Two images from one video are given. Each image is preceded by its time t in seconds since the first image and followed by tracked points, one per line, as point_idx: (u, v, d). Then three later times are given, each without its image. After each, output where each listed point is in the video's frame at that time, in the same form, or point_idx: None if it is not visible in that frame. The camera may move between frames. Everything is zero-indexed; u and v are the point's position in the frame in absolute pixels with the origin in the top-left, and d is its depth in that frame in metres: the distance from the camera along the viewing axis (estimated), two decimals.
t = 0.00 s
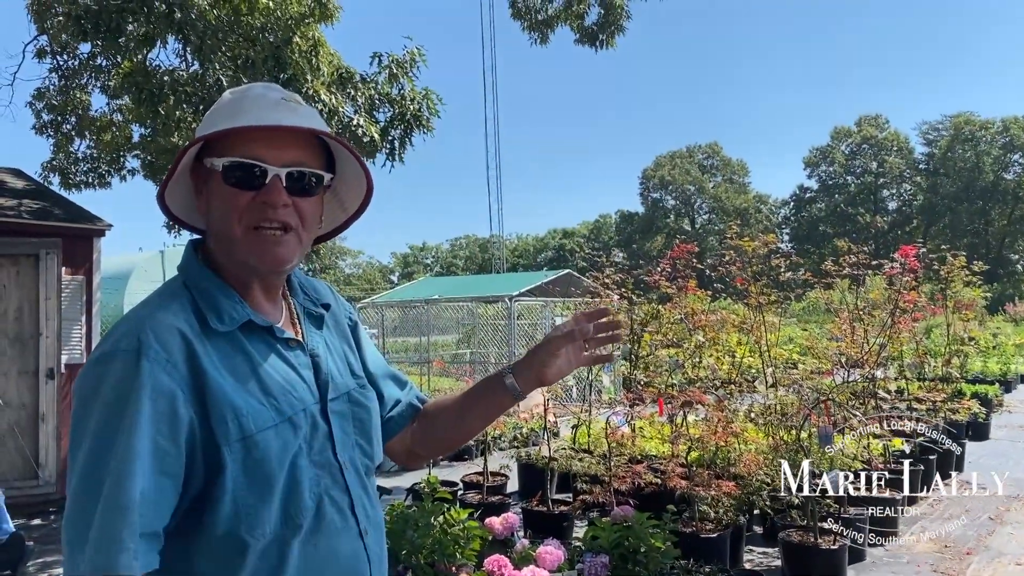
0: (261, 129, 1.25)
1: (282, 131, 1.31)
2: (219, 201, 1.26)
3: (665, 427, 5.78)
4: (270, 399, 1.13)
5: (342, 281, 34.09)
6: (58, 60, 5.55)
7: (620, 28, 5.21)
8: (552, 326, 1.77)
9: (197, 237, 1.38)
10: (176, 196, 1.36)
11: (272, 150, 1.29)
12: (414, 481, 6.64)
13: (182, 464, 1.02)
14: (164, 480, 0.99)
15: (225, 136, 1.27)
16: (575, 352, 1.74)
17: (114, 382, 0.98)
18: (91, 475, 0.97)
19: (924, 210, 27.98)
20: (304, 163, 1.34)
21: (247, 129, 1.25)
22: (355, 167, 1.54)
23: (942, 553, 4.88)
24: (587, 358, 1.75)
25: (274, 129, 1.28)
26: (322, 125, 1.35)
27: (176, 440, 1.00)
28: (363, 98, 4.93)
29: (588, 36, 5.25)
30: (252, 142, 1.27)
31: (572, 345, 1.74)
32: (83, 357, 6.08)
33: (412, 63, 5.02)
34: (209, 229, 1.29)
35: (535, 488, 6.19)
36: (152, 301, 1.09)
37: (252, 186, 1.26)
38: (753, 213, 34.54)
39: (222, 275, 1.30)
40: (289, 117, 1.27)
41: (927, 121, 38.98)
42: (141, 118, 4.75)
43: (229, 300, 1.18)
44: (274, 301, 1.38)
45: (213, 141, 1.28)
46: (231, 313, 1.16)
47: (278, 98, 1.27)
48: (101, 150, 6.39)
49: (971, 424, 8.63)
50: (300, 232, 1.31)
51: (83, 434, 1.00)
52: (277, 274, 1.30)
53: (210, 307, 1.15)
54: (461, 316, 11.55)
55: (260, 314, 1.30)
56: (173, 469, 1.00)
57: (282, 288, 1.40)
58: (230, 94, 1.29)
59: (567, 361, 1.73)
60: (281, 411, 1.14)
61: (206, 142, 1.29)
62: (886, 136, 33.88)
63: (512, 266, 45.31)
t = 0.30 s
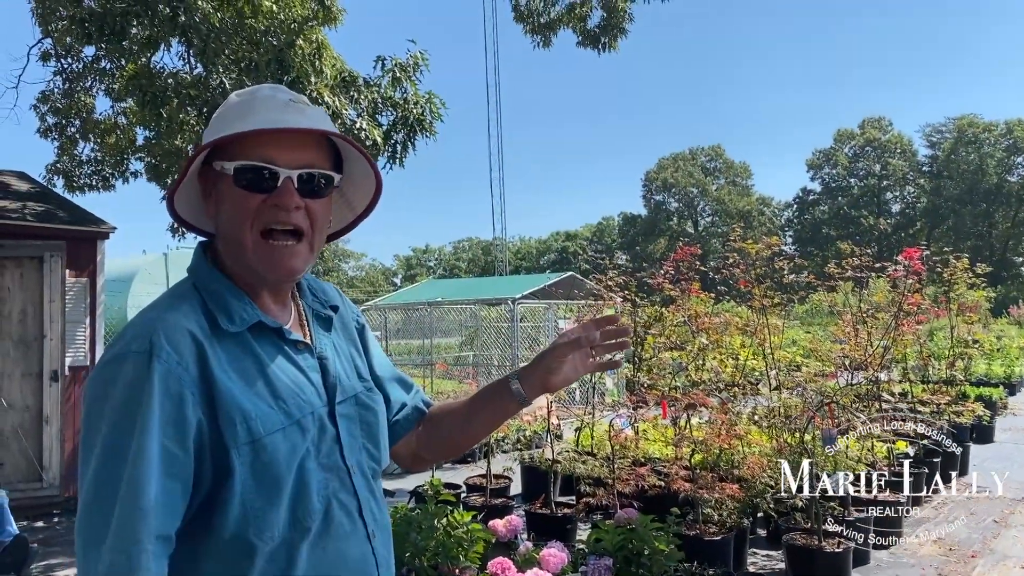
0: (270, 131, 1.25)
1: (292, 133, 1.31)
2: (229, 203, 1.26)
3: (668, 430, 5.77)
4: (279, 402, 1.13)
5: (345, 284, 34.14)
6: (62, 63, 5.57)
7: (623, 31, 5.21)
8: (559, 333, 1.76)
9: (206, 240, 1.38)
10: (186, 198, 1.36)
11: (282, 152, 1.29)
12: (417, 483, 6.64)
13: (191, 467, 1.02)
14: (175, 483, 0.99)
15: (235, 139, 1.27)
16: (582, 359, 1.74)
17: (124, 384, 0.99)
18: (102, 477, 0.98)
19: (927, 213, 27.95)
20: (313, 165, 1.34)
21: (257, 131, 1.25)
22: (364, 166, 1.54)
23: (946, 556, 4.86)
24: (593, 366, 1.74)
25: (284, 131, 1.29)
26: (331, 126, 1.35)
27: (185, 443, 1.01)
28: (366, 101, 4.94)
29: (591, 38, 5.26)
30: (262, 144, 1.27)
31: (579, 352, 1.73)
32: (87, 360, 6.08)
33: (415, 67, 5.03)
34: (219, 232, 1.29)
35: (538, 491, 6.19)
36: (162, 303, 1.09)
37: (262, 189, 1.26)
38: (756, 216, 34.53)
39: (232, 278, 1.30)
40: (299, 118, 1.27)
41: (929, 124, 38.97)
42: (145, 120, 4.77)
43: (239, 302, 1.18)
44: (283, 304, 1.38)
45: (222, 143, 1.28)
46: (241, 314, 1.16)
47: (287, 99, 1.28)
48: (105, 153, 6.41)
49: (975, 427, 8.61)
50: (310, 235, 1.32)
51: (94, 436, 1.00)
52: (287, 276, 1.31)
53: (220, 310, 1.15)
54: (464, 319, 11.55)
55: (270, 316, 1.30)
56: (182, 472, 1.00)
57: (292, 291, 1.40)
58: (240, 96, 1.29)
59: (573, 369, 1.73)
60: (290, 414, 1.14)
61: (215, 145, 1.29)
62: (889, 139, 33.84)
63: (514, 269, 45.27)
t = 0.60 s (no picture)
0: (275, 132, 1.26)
1: (297, 134, 1.31)
2: (235, 204, 1.27)
3: (671, 432, 5.77)
4: (284, 405, 1.13)
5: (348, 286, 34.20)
6: (66, 65, 5.58)
7: (625, 33, 5.22)
8: (568, 332, 1.76)
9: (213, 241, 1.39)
10: (193, 199, 1.37)
11: (287, 153, 1.29)
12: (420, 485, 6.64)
13: (193, 470, 1.02)
14: (175, 485, 1.00)
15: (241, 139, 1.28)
16: (591, 359, 1.73)
17: (127, 386, 0.99)
18: (102, 479, 0.98)
19: (930, 214, 27.92)
20: (319, 166, 1.34)
21: (264, 131, 1.26)
22: (371, 168, 1.55)
23: (950, 558, 4.84)
24: (602, 366, 1.74)
25: (290, 132, 1.29)
26: (338, 127, 1.36)
27: (187, 446, 1.01)
28: (369, 103, 4.95)
29: (593, 40, 5.26)
30: (268, 145, 1.27)
31: (588, 352, 1.73)
32: (90, 361, 6.09)
33: (418, 69, 5.04)
34: (226, 234, 1.30)
35: (541, 493, 6.18)
36: (167, 305, 1.09)
37: (268, 190, 1.26)
38: (759, 217, 34.51)
39: (239, 279, 1.31)
40: (304, 119, 1.28)
41: (932, 126, 38.91)
42: (149, 122, 4.77)
43: (244, 304, 1.18)
44: (290, 304, 1.38)
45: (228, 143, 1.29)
46: (246, 317, 1.16)
47: (293, 100, 1.28)
48: (109, 155, 6.43)
49: (978, 429, 8.59)
50: (317, 236, 1.32)
51: (97, 437, 1.00)
52: (294, 277, 1.31)
53: (225, 311, 1.15)
54: (467, 321, 11.54)
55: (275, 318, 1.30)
56: (184, 475, 1.01)
57: (299, 292, 1.40)
58: (246, 96, 1.30)
59: (583, 369, 1.72)
60: (294, 417, 1.14)
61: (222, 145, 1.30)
62: (892, 141, 33.79)
63: (517, 271, 45.23)
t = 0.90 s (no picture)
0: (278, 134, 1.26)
1: (300, 135, 1.31)
2: (239, 207, 1.27)
3: (674, 434, 5.76)
4: (291, 406, 1.13)
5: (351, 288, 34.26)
6: (69, 67, 5.58)
7: (627, 35, 5.21)
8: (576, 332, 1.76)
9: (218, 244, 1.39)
10: (197, 202, 1.37)
11: (290, 155, 1.29)
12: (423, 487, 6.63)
13: (201, 472, 1.02)
14: (184, 488, 1.00)
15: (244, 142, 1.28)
16: (599, 358, 1.73)
17: (135, 389, 0.99)
18: (111, 483, 0.98)
19: (933, 216, 27.90)
20: (323, 166, 1.34)
21: (266, 133, 1.26)
22: (375, 169, 1.55)
23: (954, 561, 4.83)
24: (609, 366, 1.74)
25: (292, 134, 1.29)
26: (340, 127, 1.35)
27: (195, 449, 1.01)
28: (371, 106, 4.96)
29: (596, 42, 5.26)
30: (271, 147, 1.27)
31: (596, 351, 1.73)
32: (93, 363, 6.10)
33: (421, 70, 5.04)
34: (232, 237, 1.30)
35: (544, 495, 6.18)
36: (174, 307, 1.10)
37: (272, 192, 1.26)
38: (761, 219, 34.49)
39: (245, 282, 1.31)
40: (306, 120, 1.28)
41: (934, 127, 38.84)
42: (152, 124, 4.78)
43: (250, 307, 1.18)
44: (296, 307, 1.37)
45: (232, 147, 1.29)
46: (252, 319, 1.16)
47: (295, 101, 1.28)
48: (112, 157, 6.44)
49: (982, 431, 8.57)
50: (322, 236, 1.32)
51: (105, 441, 1.01)
52: (299, 278, 1.31)
53: (231, 314, 1.15)
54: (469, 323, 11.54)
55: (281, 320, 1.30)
56: (192, 477, 1.01)
57: (305, 294, 1.40)
58: (248, 99, 1.30)
59: (591, 369, 1.72)
60: (301, 419, 1.14)
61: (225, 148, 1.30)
62: (894, 142, 33.75)
63: (519, 273, 45.20)
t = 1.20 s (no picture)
0: (268, 137, 1.26)
1: (290, 138, 1.32)
2: (233, 212, 1.27)
3: (676, 436, 5.75)
4: (286, 410, 1.14)
5: (354, 289, 34.29)
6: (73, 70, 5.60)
7: (630, 37, 5.21)
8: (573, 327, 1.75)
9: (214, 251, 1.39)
10: (192, 210, 1.37)
11: (281, 159, 1.29)
12: (425, 489, 6.64)
13: (198, 477, 1.02)
14: (181, 493, 1.00)
15: (235, 148, 1.28)
16: (598, 353, 1.71)
17: (130, 394, 1.00)
18: (107, 488, 0.98)
19: (937, 217, 27.85)
20: (313, 169, 1.34)
21: (256, 137, 1.26)
22: (366, 171, 1.55)
23: (958, 563, 4.82)
24: (609, 360, 1.72)
25: (283, 137, 1.29)
26: (329, 130, 1.36)
27: (190, 453, 1.01)
28: (373, 108, 4.97)
29: (597, 44, 5.26)
30: (262, 151, 1.28)
31: (594, 346, 1.71)
32: (97, 366, 6.12)
33: (423, 73, 5.05)
34: (226, 242, 1.30)
35: (546, 496, 6.19)
36: (169, 313, 1.10)
37: (264, 196, 1.26)
38: (765, 220, 34.45)
39: (240, 287, 1.31)
40: (296, 123, 1.28)
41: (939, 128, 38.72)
42: (154, 127, 4.79)
43: (245, 311, 1.19)
44: (292, 311, 1.38)
45: (223, 152, 1.30)
46: (247, 324, 1.17)
47: (284, 105, 1.28)
48: (115, 159, 6.46)
49: (985, 434, 8.55)
50: (315, 239, 1.32)
51: (101, 447, 1.01)
52: (294, 282, 1.31)
53: (226, 319, 1.16)
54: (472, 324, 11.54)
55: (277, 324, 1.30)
56: (189, 481, 1.01)
57: (301, 298, 1.40)
58: (238, 105, 1.30)
59: (590, 363, 1.71)
60: (297, 422, 1.14)
61: (217, 153, 1.30)
62: (898, 143, 33.66)
63: (523, 274, 45.15)
